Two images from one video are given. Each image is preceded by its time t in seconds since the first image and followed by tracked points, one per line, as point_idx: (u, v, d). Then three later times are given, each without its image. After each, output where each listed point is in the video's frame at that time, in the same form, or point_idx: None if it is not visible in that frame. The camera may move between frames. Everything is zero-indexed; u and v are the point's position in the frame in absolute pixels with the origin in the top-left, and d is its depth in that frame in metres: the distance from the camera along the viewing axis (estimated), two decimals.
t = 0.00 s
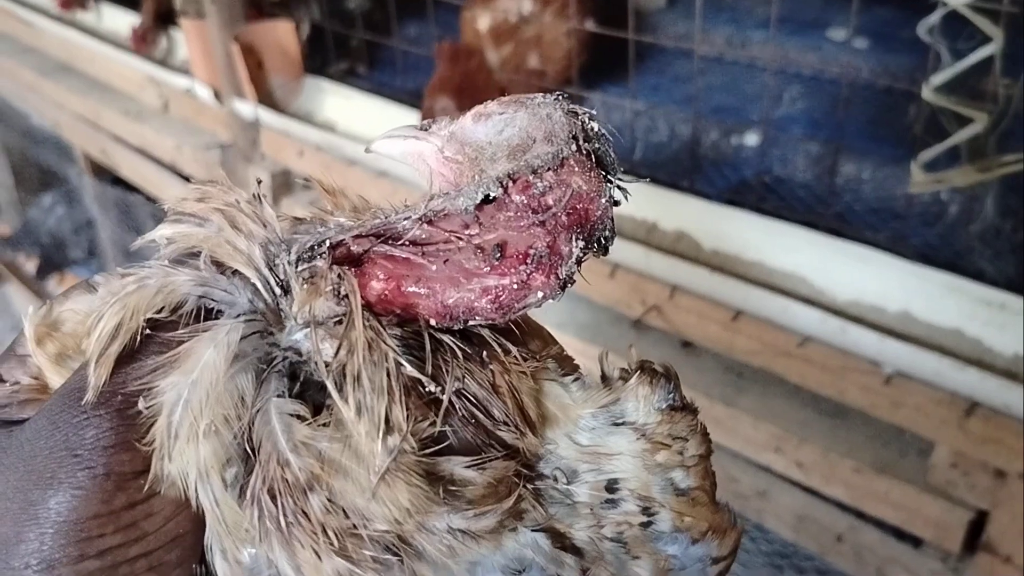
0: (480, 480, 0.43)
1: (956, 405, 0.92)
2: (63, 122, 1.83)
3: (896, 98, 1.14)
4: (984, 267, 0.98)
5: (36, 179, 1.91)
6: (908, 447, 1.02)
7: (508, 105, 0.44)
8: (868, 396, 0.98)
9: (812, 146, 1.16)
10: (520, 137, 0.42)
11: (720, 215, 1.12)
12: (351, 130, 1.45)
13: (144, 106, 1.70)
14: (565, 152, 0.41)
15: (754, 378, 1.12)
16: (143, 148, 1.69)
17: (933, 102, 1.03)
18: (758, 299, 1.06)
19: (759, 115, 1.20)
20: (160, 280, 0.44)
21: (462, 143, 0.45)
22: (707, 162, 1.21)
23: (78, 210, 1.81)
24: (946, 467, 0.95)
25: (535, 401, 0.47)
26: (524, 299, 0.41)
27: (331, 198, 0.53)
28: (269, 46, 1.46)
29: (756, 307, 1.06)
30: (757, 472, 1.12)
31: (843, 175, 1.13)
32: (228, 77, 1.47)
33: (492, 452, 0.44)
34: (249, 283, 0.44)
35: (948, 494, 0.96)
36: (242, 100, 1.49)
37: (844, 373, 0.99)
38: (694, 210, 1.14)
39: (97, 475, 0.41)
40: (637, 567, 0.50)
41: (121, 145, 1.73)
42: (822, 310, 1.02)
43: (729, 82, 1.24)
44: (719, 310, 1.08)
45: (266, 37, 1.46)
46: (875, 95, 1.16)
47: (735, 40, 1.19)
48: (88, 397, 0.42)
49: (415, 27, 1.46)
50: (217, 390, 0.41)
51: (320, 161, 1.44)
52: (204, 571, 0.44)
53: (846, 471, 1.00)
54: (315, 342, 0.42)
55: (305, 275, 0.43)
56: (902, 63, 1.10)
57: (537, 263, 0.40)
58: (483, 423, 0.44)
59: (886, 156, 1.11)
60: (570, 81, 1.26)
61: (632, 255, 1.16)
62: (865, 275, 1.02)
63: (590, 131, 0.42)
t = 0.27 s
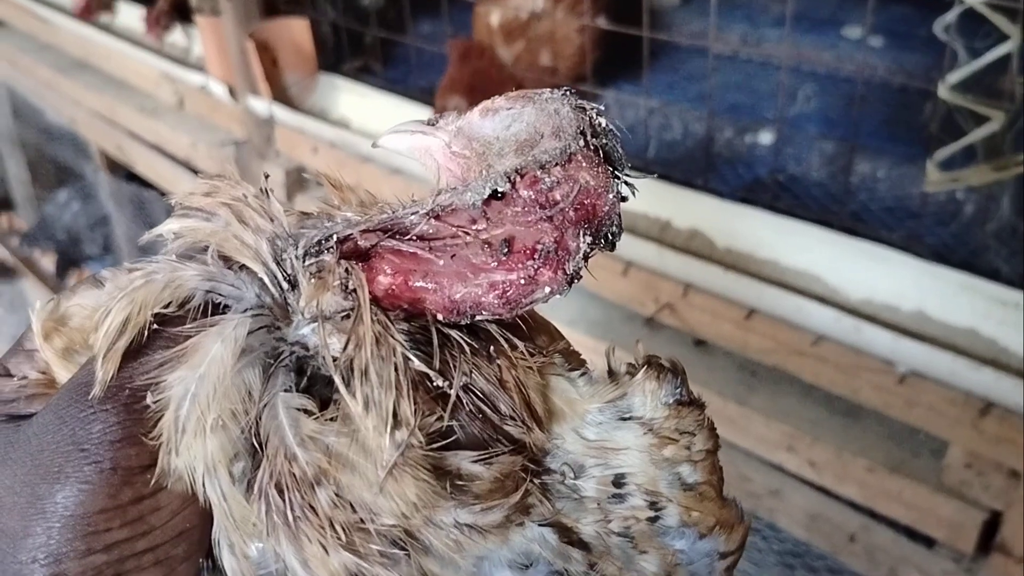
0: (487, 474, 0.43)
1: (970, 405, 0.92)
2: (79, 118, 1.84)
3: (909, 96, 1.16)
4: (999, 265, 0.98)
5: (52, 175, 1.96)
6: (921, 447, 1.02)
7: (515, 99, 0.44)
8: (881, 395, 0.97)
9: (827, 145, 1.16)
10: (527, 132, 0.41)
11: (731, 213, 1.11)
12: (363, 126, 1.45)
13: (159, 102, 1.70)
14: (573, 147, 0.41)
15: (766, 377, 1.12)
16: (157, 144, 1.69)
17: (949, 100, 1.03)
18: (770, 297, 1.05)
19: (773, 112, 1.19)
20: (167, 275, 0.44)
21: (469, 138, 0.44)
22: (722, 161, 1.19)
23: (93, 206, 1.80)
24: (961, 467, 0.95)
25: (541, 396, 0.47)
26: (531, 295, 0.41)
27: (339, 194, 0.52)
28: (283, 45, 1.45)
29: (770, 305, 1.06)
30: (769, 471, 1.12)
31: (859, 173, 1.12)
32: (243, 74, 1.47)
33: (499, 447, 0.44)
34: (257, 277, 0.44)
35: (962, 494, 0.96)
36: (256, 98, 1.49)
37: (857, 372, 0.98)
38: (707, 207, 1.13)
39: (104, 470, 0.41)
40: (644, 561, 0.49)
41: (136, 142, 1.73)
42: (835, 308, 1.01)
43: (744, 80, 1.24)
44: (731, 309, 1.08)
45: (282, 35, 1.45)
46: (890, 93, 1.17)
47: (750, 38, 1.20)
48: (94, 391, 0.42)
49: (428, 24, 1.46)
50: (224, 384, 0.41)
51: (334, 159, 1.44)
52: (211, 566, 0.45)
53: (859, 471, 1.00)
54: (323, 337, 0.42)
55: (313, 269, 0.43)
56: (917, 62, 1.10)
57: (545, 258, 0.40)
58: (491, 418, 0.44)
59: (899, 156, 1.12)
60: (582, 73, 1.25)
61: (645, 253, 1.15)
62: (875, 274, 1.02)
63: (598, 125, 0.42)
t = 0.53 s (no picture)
0: (497, 465, 0.43)
1: (983, 408, 0.91)
2: (95, 116, 1.84)
3: (921, 98, 1.19)
4: (1014, 268, 0.97)
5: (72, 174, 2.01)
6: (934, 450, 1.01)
7: (527, 89, 0.44)
8: (894, 397, 0.96)
9: (841, 147, 1.16)
10: (540, 122, 0.42)
11: (745, 214, 1.10)
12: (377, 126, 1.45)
13: (175, 101, 1.70)
14: (585, 138, 0.40)
15: (780, 378, 1.11)
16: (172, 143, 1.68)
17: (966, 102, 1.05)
18: (784, 297, 1.05)
19: (786, 114, 1.22)
20: (177, 263, 0.44)
21: (480, 128, 0.45)
22: (735, 162, 1.19)
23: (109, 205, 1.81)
24: (974, 470, 0.94)
25: (551, 389, 0.46)
26: (542, 287, 0.41)
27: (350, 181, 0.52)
28: (299, 45, 1.45)
29: (783, 305, 1.05)
30: (781, 472, 1.11)
31: (872, 176, 1.12)
32: (259, 73, 1.46)
33: (509, 438, 0.44)
34: (267, 266, 0.44)
35: (976, 497, 0.95)
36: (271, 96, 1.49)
37: (872, 374, 0.97)
38: (719, 205, 1.13)
39: (115, 457, 0.41)
40: (654, 555, 0.49)
41: (154, 140, 1.73)
42: (849, 310, 1.00)
43: (758, 82, 1.28)
44: (745, 309, 1.06)
45: (298, 35, 1.44)
46: (905, 96, 1.22)
47: (768, 40, 1.21)
48: (105, 378, 0.42)
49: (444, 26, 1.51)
50: (234, 373, 0.41)
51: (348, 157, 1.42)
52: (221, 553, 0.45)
53: (871, 473, 0.99)
54: (333, 327, 0.42)
55: (323, 259, 0.42)
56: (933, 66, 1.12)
57: (556, 250, 0.40)
58: (501, 409, 0.44)
59: (915, 157, 1.13)
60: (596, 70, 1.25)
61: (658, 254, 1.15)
62: (889, 274, 1.01)
63: (611, 116, 0.42)
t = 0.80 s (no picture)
0: (500, 457, 0.43)
1: (990, 408, 0.91)
2: (106, 116, 1.82)
3: (932, 98, 1.14)
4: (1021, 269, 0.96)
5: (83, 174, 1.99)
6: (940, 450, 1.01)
7: (533, 81, 0.44)
8: (900, 398, 0.97)
9: (848, 148, 1.14)
10: (545, 114, 0.42)
11: (750, 214, 1.11)
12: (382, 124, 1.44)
13: (184, 100, 1.69)
14: (591, 130, 0.40)
15: (786, 379, 1.11)
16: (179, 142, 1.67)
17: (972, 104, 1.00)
18: (791, 298, 1.04)
19: (794, 115, 1.18)
20: (180, 253, 0.44)
21: (485, 119, 0.45)
22: (742, 163, 1.18)
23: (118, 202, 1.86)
24: (980, 471, 0.94)
25: (555, 381, 0.46)
26: (545, 280, 0.41)
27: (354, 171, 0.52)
28: (306, 45, 1.46)
29: (790, 307, 1.05)
30: (787, 472, 1.11)
31: (880, 176, 1.11)
32: (268, 74, 1.48)
33: (512, 430, 0.44)
34: (270, 257, 0.44)
35: (982, 498, 0.95)
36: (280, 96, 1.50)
37: (877, 375, 0.98)
38: (723, 204, 1.13)
39: (117, 447, 0.41)
40: (658, 548, 0.48)
41: (161, 139, 1.72)
42: (855, 310, 0.99)
43: (765, 82, 1.23)
44: (751, 309, 1.07)
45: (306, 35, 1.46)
46: (914, 96, 1.16)
47: (772, 40, 1.15)
48: (108, 368, 0.42)
49: (450, 25, 1.43)
50: (237, 363, 0.41)
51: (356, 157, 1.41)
52: (224, 544, 0.45)
53: (878, 474, 0.99)
54: (336, 318, 0.41)
55: (326, 251, 0.42)
56: (940, 66, 1.07)
57: (560, 242, 0.40)
58: (504, 400, 0.44)
59: (924, 158, 1.10)
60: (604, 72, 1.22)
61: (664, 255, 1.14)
62: (896, 272, 1.00)
63: (617, 108, 0.42)
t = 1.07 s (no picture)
0: (502, 452, 0.42)
1: (991, 408, 0.92)
2: (109, 117, 1.81)
3: (933, 99, 1.15)
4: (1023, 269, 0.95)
5: (79, 173, 1.78)
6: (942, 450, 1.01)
7: (536, 78, 0.44)
8: (902, 398, 0.97)
9: (850, 148, 1.14)
10: (548, 110, 0.42)
11: (749, 216, 1.11)
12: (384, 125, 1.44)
13: (187, 101, 1.70)
14: (593, 126, 0.41)
15: (788, 379, 1.11)
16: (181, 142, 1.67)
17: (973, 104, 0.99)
18: (793, 298, 1.04)
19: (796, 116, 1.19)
20: (182, 248, 0.44)
21: (488, 115, 0.45)
22: (744, 163, 1.18)
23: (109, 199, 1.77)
24: (982, 470, 0.94)
25: (556, 378, 0.46)
26: (547, 276, 0.41)
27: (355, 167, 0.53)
28: (309, 45, 1.47)
29: (792, 307, 1.05)
30: (789, 472, 1.10)
31: (882, 177, 1.09)
32: (270, 74, 1.48)
33: (513, 426, 0.44)
34: (272, 252, 0.44)
35: (983, 497, 0.95)
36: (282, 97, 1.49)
37: (880, 375, 0.98)
38: (723, 206, 1.13)
39: (119, 441, 0.41)
40: (660, 544, 0.48)
41: (162, 138, 1.71)
42: (858, 310, 1.00)
43: (768, 82, 1.24)
44: (752, 310, 1.07)
45: (308, 34, 1.47)
46: (916, 97, 1.16)
47: (775, 40, 1.15)
48: (110, 363, 0.42)
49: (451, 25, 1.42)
50: (238, 358, 0.41)
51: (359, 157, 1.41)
52: (226, 540, 0.44)
53: (879, 473, 0.99)
54: (337, 313, 0.41)
55: (328, 246, 0.42)
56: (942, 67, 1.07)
57: (561, 239, 0.40)
58: (505, 396, 0.44)
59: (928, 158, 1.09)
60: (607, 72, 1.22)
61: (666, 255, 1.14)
62: (898, 272, 1.00)
63: (619, 105, 0.42)
